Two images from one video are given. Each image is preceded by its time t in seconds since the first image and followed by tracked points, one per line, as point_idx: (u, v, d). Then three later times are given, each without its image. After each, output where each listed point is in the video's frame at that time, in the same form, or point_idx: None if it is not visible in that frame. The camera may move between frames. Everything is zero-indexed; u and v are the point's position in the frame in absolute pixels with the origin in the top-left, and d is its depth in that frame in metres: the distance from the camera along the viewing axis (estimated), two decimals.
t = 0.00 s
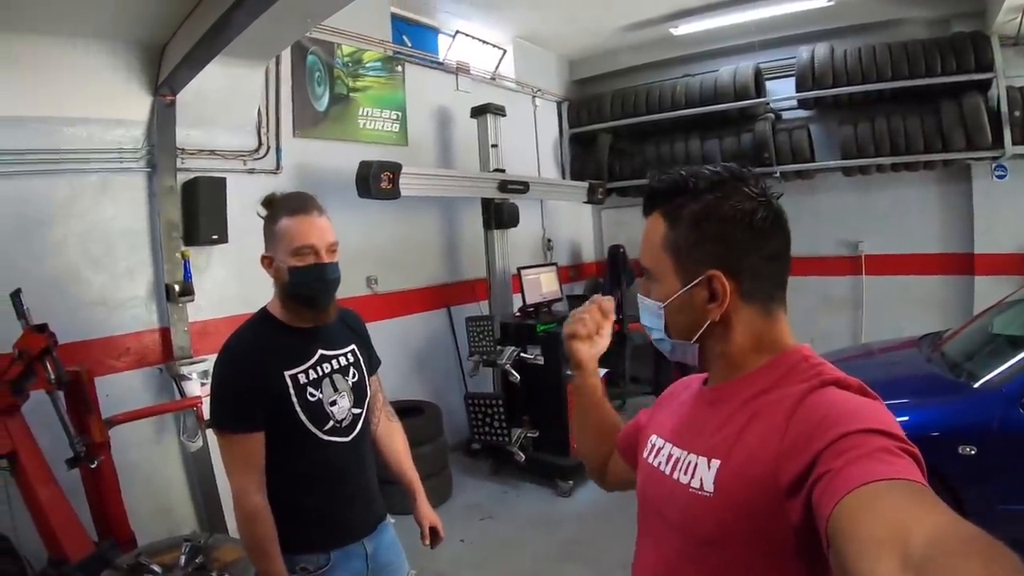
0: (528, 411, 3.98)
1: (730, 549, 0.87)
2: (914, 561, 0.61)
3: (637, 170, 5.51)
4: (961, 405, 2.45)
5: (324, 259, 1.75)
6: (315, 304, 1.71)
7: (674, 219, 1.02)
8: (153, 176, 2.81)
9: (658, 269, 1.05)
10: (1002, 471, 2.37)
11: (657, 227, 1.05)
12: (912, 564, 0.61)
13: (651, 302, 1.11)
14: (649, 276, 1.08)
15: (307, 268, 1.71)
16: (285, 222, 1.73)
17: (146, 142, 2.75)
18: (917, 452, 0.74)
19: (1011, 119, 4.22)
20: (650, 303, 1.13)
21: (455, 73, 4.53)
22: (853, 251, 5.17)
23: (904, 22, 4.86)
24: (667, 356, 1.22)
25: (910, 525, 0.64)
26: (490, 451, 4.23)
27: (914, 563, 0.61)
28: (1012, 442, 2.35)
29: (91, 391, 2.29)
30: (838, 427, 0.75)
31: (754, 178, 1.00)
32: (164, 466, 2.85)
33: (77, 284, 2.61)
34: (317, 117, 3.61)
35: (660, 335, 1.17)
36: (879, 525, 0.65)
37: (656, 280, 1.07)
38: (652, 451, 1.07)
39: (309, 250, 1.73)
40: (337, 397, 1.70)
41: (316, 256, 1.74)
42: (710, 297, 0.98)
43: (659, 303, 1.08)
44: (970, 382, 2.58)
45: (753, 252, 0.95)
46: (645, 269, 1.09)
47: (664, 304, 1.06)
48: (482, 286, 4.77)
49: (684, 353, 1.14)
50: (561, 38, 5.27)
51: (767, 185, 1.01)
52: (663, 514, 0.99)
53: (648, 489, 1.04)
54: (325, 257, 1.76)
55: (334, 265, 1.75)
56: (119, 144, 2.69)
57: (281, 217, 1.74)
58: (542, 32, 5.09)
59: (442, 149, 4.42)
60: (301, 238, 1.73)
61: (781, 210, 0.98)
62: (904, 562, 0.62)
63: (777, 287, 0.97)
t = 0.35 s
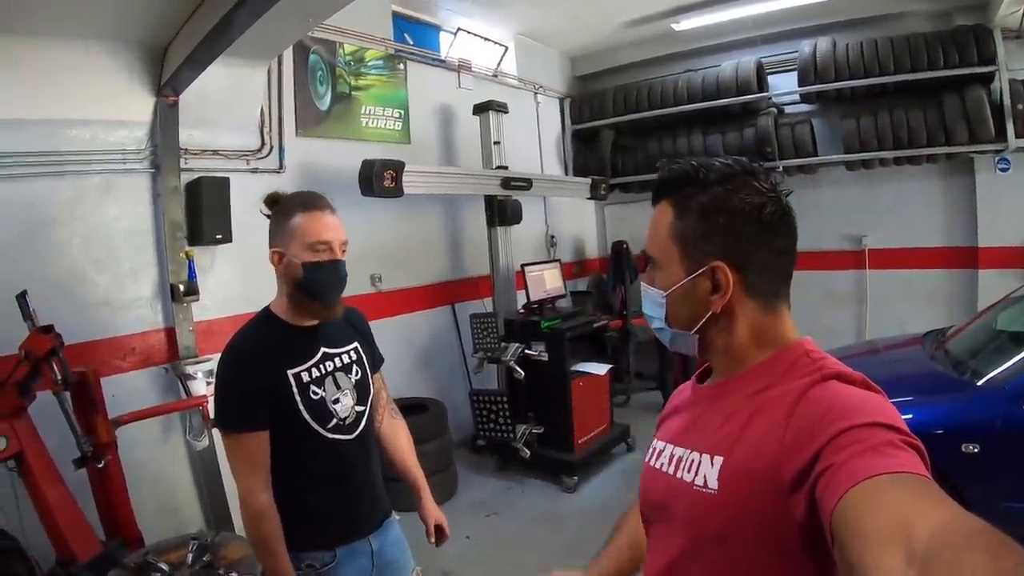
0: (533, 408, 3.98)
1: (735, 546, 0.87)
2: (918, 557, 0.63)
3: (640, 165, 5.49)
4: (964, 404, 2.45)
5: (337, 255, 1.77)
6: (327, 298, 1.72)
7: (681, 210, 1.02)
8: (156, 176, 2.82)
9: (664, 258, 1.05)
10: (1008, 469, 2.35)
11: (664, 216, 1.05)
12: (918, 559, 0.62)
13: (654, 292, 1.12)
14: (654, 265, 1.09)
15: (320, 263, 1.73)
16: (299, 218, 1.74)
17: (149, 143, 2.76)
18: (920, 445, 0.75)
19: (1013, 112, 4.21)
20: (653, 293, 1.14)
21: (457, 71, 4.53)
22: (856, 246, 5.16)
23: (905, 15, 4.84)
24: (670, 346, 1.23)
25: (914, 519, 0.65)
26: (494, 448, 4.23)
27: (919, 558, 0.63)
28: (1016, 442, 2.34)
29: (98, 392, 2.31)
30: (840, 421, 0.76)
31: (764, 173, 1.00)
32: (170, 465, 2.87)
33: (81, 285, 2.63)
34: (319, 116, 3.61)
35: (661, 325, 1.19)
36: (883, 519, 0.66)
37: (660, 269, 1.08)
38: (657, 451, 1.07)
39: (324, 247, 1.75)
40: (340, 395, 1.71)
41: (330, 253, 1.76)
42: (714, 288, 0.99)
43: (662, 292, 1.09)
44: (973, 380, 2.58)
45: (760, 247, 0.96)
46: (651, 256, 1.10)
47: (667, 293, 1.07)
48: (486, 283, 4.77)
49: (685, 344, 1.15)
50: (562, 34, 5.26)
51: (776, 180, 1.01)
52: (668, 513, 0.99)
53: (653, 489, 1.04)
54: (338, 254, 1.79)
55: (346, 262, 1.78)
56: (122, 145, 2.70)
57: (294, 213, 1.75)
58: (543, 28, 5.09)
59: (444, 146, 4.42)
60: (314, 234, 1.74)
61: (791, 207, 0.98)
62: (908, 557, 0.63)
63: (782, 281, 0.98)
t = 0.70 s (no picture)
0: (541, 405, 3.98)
1: (739, 543, 0.87)
2: (918, 551, 0.63)
3: (646, 163, 5.48)
4: (972, 405, 2.43)
5: (347, 268, 1.76)
6: (331, 307, 1.72)
7: (684, 203, 1.03)
8: (164, 176, 2.85)
9: (664, 249, 1.07)
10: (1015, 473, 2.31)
11: (667, 208, 1.05)
12: (917, 551, 0.63)
13: (653, 284, 1.13)
14: (654, 256, 1.10)
15: (330, 275, 1.72)
16: (314, 226, 1.73)
17: (157, 143, 2.79)
18: (919, 438, 0.75)
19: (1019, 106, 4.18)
20: (651, 285, 1.15)
21: (463, 69, 4.54)
22: (863, 243, 5.13)
23: (912, 11, 4.80)
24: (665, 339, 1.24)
25: (913, 512, 0.65)
26: (500, 446, 4.23)
27: (919, 551, 0.63)
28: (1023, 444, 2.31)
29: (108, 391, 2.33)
30: (837, 417, 0.76)
31: (767, 171, 1.00)
32: (179, 462, 2.90)
33: (91, 285, 2.66)
34: (327, 115, 3.63)
35: (658, 317, 1.19)
36: (882, 513, 0.66)
37: (660, 260, 1.09)
38: (660, 450, 1.08)
39: (335, 260, 1.73)
40: (346, 392, 1.73)
41: (341, 266, 1.75)
42: (713, 282, 1.00)
43: (660, 283, 1.10)
44: (980, 383, 2.56)
45: (758, 241, 0.96)
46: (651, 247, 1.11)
47: (666, 285, 1.09)
48: (493, 281, 4.78)
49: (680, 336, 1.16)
50: (568, 32, 5.26)
51: (778, 178, 1.01)
52: (674, 511, 1.00)
53: (658, 489, 1.05)
54: (348, 266, 1.77)
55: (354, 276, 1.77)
56: (130, 146, 2.73)
57: (309, 221, 1.73)
58: (549, 26, 5.09)
59: (451, 145, 4.43)
60: (328, 245, 1.73)
61: (790, 206, 0.98)
62: (908, 550, 0.64)
63: (782, 276, 0.98)
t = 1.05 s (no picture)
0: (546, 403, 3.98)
1: (733, 542, 0.88)
2: (912, 549, 0.63)
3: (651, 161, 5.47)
4: (976, 407, 2.42)
5: (322, 243, 1.80)
6: (320, 283, 1.71)
7: (680, 201, 1.03)
8: (171, 178, 2.86)
9: (658, 248, 1.07)
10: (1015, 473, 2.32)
11: (660, 207, 1.06)
12: (911, 549, 0.63)
13: (649, 285, 1.13)
14: (649, 256, 1.11)
15: (306, 253, 1.76)
16: (284, 218, 1.80)
17: (163, 145, 2.81)
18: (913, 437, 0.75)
19: None
20: (646, 285, 1.15)
21: (467, 69, 4.55)
22: (869, 241, 5.11)
23: (913, 8, 4.75)
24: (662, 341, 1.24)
25: (907, 510, 0.65)
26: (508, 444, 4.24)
27: (913, 548, 0.63)
28: None
29: (116, 392, 2.35)
30: (829, 416, 0.76)
31: (762, 171, 1.01)
32: (187, 461, 2.93)
33: (99, 286, 2.68)
34: (331, 116, 3.64)
35: (654, 318, 1.19)
36: (876, 511, 0.66)
37: (655, 260, 1.09)
38: (657, 449, 1.09)
39: (307, 237, 1.78)
40: (351, 390, 1.73)
41: (315, 242, 1.79)
42: (709, 281, 1.00)
43: (657, 284, 1.10)
44: (984, 386, 2.53)
45: (756, 240, 0.97)
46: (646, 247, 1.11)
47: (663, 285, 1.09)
48: (498, 279, 4.78)
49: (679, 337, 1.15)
50: (571, 30, 5.26)
51: (773, 176, 1.02)
52: (670, 511, 1.01)
53: (656, 489, 1.06)
54: (324, 241, 1.81)
55: (332, 247, 1.79)
56: (136, 148, 2.75)
57: (281, 214, 1.81)
58: (553, 25, 5.09)
59: (455, 144, 4.44)
60: (299, 227, 1.78)
61: (785, 207, 0.99)
62: (902, 549, 0.64)
63: (777, 275, 0.99)
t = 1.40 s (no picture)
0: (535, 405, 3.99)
1: (720, 546, 0.88)
2: (897, 550, 0.64)
3: (640, 162, 5.49)
4: (962, 409, 2.44)
5: (309, 253, 1.78)
6: (309, 298, 1.71)
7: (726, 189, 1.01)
8: (157, 181, 2.81)
9: (717, 237, 1.01)
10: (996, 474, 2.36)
11: (708, 192, 1.00)
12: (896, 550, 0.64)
13: (679, 274, 1.06)
14: (696, 243, 1.02)
15: (292, 263, 1.73)
16: (272, 224, 1.77)
17: (149, 148, 2.76)
18: (897, 439, 0.77)
19: (1010, 105, 4.23)
20: (676, 275, 1.06)
21: (454, 71, 4.54)
22: (855, 241, 5.16)
23: (904, 8, 4.79)
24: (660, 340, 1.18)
25: (893, 512, 0.66)
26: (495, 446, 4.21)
27: (897, 549, 0.64)
28: (1011, 451, 2.33)
29: (103, 398, 2.30)
30: (817, 419, 0.78)
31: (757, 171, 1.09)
32: (175, 467, 2.88)
33: (86, 291, 2.63)
34: (318, 119, 3.62)
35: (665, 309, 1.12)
36: (862, 512, 0.67)
37: (699, 246, 1.02)
38: (644, 454, 1.08)
39: (294, 248, 1.76)
40: (338, 396, 1.71)
41: (301, 252, 1.76)
42: (760, 272, 1.04)
43: (697, 272, 1.04)
44: (970, 389, 2.54)
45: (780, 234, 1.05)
46: (680, 231, 1.04)
47: (706, 274, 1.03)
48: (486, 282, 4.77)
49: (685, 336, 1.09)
50: (558, 32, 5.26)
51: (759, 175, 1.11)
52: (658, 516, 1.00)
53: (642, 494, 1.05)
54: (311, 252, 1.79)
55: (319, 259, 1.77)
56: (122, 151, 2.70)
57: (268, 220, 1.78)
58: (540, 27, 5.09)
59: (442, 146, 4.42)
60: (290, 234, 1.76)
61: (781, 203, 1.06)
62: (887, 549, 0.65)
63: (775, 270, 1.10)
